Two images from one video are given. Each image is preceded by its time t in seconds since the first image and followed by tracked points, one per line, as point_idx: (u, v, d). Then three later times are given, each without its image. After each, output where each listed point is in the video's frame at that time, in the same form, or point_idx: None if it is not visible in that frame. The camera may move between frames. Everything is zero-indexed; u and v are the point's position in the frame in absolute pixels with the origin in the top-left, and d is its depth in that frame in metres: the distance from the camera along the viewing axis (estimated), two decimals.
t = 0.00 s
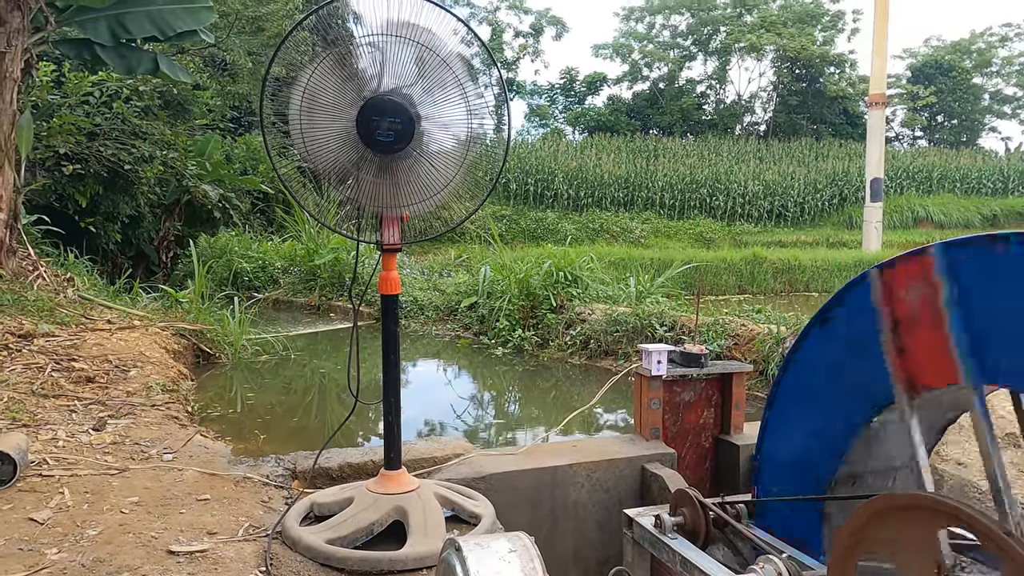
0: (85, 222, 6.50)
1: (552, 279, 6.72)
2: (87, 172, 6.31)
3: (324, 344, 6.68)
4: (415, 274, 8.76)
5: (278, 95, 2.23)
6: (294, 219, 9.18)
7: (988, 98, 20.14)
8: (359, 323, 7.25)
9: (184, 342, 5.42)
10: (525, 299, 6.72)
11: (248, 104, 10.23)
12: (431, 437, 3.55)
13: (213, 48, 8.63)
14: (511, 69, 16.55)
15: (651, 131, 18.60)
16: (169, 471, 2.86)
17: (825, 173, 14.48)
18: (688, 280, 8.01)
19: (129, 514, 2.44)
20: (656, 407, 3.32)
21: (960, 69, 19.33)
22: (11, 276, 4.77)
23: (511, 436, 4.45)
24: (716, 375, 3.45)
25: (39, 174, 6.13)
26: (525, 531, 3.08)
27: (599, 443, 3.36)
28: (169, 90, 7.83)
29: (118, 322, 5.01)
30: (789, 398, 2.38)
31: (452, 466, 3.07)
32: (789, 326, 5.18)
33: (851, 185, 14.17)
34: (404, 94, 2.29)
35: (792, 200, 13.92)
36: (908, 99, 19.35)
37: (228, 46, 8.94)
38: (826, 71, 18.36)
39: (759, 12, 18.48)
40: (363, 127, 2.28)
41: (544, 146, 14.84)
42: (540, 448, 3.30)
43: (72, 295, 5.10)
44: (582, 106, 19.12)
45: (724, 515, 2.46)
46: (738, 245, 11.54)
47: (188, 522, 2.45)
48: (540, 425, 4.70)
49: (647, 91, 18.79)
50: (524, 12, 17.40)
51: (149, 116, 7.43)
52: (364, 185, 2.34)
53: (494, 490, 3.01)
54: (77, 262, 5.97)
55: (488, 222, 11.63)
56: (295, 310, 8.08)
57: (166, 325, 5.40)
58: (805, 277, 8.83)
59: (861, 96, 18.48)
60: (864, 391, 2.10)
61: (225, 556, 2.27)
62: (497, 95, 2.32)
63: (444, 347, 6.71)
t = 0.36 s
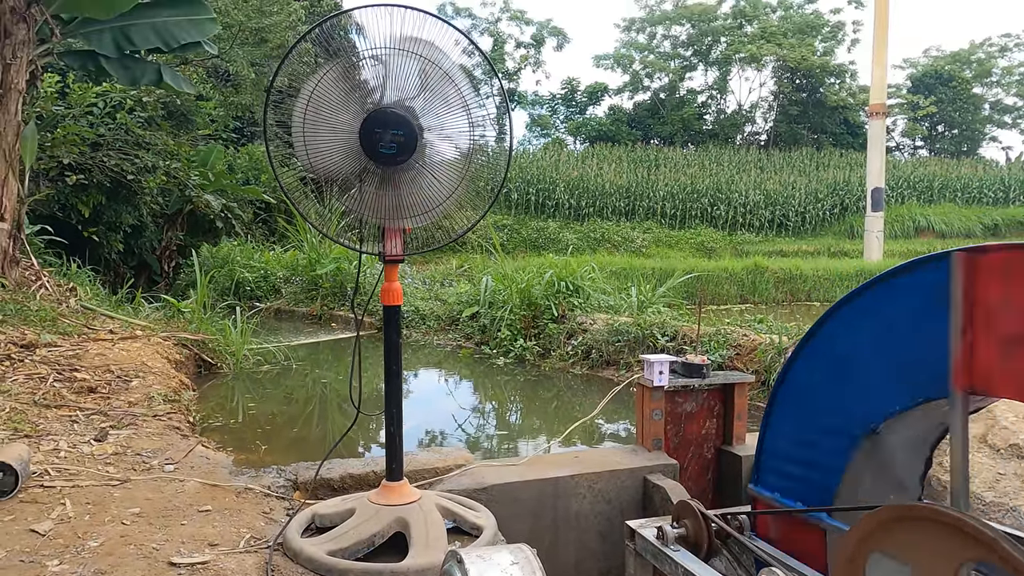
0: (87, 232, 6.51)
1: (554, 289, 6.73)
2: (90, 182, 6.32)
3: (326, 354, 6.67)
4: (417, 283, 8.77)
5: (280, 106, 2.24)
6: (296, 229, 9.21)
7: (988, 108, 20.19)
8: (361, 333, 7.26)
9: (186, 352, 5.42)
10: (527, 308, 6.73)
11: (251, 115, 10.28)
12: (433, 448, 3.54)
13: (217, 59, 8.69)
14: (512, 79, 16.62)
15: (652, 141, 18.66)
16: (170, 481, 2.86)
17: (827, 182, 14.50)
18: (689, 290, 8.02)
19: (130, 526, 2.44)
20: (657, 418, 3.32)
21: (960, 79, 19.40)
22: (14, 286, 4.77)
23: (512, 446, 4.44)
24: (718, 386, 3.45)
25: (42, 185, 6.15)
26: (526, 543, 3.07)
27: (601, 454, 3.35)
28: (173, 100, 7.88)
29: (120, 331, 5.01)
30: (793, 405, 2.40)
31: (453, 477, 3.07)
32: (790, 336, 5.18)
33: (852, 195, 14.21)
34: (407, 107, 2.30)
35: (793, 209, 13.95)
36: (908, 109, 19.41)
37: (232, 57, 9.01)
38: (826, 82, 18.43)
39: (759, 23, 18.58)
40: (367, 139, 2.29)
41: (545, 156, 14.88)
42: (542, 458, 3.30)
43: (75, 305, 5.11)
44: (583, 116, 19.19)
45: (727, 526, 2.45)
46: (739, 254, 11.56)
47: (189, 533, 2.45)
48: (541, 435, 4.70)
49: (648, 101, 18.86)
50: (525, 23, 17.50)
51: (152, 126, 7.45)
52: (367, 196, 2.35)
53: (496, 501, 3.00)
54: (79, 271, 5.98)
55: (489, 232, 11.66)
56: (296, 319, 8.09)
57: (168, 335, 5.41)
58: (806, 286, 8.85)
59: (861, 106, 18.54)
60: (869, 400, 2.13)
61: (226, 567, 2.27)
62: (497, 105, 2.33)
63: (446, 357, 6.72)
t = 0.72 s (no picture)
0: (88, 239, 6.51)
1: (554, 296, 6.73)
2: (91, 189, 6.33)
3: (326, 361, 6.66)
4: (417, 290, 8.77)
5: (281, 113, 2.25)
6: (296, 235, 9.23)
7: (987, 115, 20.21)
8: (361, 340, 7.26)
9: (186, 358, 5.41)
10: (527, 315, 6.72)
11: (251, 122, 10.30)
12: (432, 455, 3.53)
13: (218, 67, 8.73)
14: (512, 86, 16.66)
15: (652, 148, 18.70)
16: (169, 489, 2.85)
17: (826, 189, 14.51)
18: (689, 297, 8.02)
19: (129, 533, 2.43)
20: (658, 425, 3.31)
21: (960, 87, 19.44)
22: (14, 293, 4.77)
23: (512, 453, 4.43)
24: (718, 393, 3.44)
25: (43, 192, 6.16)
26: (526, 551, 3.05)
27: (601, 461, 3.35)
28: (174, 108, 7.90)
29: (120, 338, 5.01)
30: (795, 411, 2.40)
31: (453, 485, 3.06)
32: (791, 343, 5.18)
33: (852, 202, 14.24)
34: (406, 114, 2.31)
35: (793, 216, 13.97)
36: (908, 116, 19.45)
37: (233, 64, 9.05)
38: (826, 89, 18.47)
39: (758, 30, 18.64)
40: (366, 147, 2.29)
41: (545, 163, 14.90)
42: (542, 466, 3.29)
43: (75, 311, 5.10)
44: (583, 124, 19.22)
45: (728, 534, 2.44)
46: (739, 261, 11.58)
47: (188, 541, 2.44)
48: (541, 442, 4.69)
49: (648, 109, 18.90)
50: (525, 31, 17.56)
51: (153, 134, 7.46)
52: (367, 204, 2.35)
53: (495, 509, 2.99)
54: (79, 278, 5.98)
55: (489, 239, 11.67)
56: (296, 326, 8.08)
57: (167, 342, 5.40)
58: (806, 293, 8.86)
59: (861, 113, 18.59)
60: (870, 406, 2.13)
61: None
62: (497, 112, 2.32)
63: (446, 364, 6.71)
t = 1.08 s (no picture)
0: (88, 244, 6.51)
1: (554, 301, 6.73)
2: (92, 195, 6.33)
3: (326, 367, 6.66)
4: (417, 296, 8.77)
5: (281, 119, 2.26)
6: (296, 241, 9.24)
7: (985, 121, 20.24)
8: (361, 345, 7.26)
9: (185, 364, 5.40)
10: (527, 321, 6.72)
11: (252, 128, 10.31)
12: (432, 461, 3.52)
13: (218, 73, 8.77)
14: (512, 92, 16.68)
15: (652, 154, 18.73)
16: (168, 495, 2.84)
17: (826, 195, 14.53)
18: (688, 303, 8.01)
19: (127, 540, 2.42)
20: (658, 431, 3.30)
21: (958, 93, 19.48)
22: (14, 298, 4.77)
23: (511, 459, 4.42)
24: (719, 399, 3.43)
25: (44, 198, 6.16)
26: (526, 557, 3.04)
27: (601, 467, 3.34)
28: (175, 114, 7.92)
29: (119, 344, 5.00)
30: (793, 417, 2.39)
31: (453, 490, 3.05)
32: (792, 349, 5.18)
33: (851, 207, 14.26)
34: (406, 120, 2.31)
35: (792, 222, 13.99)
36: (907, 122, 19.49)
37: (234, 70, 9.09)
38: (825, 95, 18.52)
39: (757, 37, 18.70)
40: (366, 152, 2.29)
41: (545, 169, 14.91)
42: (542, 471, 3.28)
43: (74, 317, 5.10)
44: (583, 130, 19.27)
45: (728, 540, 2.43)
46: (739, 267, 11.59)
47: (187, 547, 2.43)
48: (541, 448, 4.68)
49: (648, 114, 18.93)
50: (525, 37, 17.60)
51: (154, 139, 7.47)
52: (366, 210, 2.35)
53: (496, 515, 2.98)
54: (79, 284, 5.98)
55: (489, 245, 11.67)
56: (296, 332, 8.08)
57: (167, 347, 5.40)
58: (806, 299, 8.86)
59: (860, 119, 18.63)
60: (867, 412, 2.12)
61: None
62: (497, 118, 2.33)
63: (446, 370, 6.70)
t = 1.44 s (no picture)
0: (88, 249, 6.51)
1: (554, 305, 6.72)
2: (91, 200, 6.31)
3: (326, 372, 6.65)
4: (417, 300, 8.77)
5: (281, 124, 2.25)
6: (296, 246, 9.24)
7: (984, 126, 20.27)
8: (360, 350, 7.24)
9: (185, 369, 5.40)
10: (527, 325, 6.71)
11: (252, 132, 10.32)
12: (432, 465, 3.51)
13: (219, 78, 8.80)
14: (512, 97, 16.70)
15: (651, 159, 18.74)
16: (167, 500, 2.83)
17: (825, 200, 14.54)
18: (688, 307, 8.01)
19: (126, 545, 2.41)
20: (658, 436, 3.30)
21: (957, 97, 19.52)
22: (13, 303, 4.77)
23: (511, 463, 4.41)
24: (719, 403, 3.43)
25: (43, 203, 6.16)
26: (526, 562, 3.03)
27: (602, 472, 3.33)
28: (175, 119, 7.93)
29: (118, 348, 5.00)
30: (792, 421, 2.38)
31: (453, 495, 3.04)
32: (792, 353, 5.17)
33: (851, 212, 14.28)
34: (407, 124, 2.31)
35: (792, 226, 14.00)
36: (906, 127, 19.52)
37: (234, 76, 9.10)
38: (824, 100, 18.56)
39: (756, 42, 18.74)
40: (366, 157, 2.30)
41: (545, 174, 14.92)
42: (542, 476, 3.27)
43: (74, 321, 5.09)
44: (582, 134, 19.29)
45: (729, 545, 2.42)
46: (739, 272, 11.58)
47: (186, 552, 2.43)
48: (541, 453, 4.67)
49: (648, 119, 18.94)
50: (524, 42, 17.62)
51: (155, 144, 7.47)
52: (367, 214, 2.35)
53: (495, 520, 2.98)
54: (79, 288, 5.98)
55: (489, 250, 11.67)
56: (296, 336, 8.07)
57: (166, 352, 5.39)
58: (806, 303, 8.85)
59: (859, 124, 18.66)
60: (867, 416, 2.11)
61: None
62: (497, 123, 2.34)
63: (445, 374, 6.69)
